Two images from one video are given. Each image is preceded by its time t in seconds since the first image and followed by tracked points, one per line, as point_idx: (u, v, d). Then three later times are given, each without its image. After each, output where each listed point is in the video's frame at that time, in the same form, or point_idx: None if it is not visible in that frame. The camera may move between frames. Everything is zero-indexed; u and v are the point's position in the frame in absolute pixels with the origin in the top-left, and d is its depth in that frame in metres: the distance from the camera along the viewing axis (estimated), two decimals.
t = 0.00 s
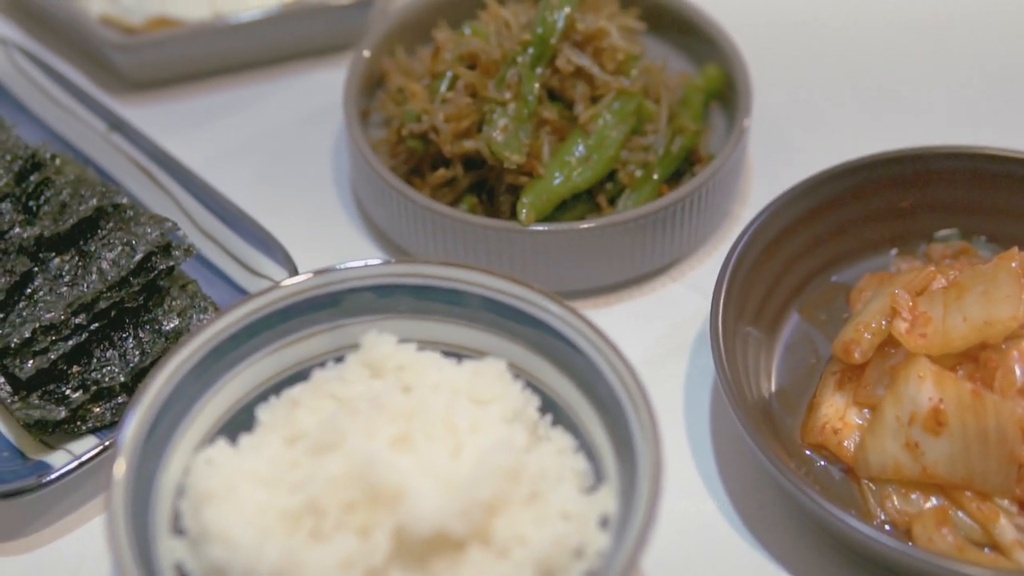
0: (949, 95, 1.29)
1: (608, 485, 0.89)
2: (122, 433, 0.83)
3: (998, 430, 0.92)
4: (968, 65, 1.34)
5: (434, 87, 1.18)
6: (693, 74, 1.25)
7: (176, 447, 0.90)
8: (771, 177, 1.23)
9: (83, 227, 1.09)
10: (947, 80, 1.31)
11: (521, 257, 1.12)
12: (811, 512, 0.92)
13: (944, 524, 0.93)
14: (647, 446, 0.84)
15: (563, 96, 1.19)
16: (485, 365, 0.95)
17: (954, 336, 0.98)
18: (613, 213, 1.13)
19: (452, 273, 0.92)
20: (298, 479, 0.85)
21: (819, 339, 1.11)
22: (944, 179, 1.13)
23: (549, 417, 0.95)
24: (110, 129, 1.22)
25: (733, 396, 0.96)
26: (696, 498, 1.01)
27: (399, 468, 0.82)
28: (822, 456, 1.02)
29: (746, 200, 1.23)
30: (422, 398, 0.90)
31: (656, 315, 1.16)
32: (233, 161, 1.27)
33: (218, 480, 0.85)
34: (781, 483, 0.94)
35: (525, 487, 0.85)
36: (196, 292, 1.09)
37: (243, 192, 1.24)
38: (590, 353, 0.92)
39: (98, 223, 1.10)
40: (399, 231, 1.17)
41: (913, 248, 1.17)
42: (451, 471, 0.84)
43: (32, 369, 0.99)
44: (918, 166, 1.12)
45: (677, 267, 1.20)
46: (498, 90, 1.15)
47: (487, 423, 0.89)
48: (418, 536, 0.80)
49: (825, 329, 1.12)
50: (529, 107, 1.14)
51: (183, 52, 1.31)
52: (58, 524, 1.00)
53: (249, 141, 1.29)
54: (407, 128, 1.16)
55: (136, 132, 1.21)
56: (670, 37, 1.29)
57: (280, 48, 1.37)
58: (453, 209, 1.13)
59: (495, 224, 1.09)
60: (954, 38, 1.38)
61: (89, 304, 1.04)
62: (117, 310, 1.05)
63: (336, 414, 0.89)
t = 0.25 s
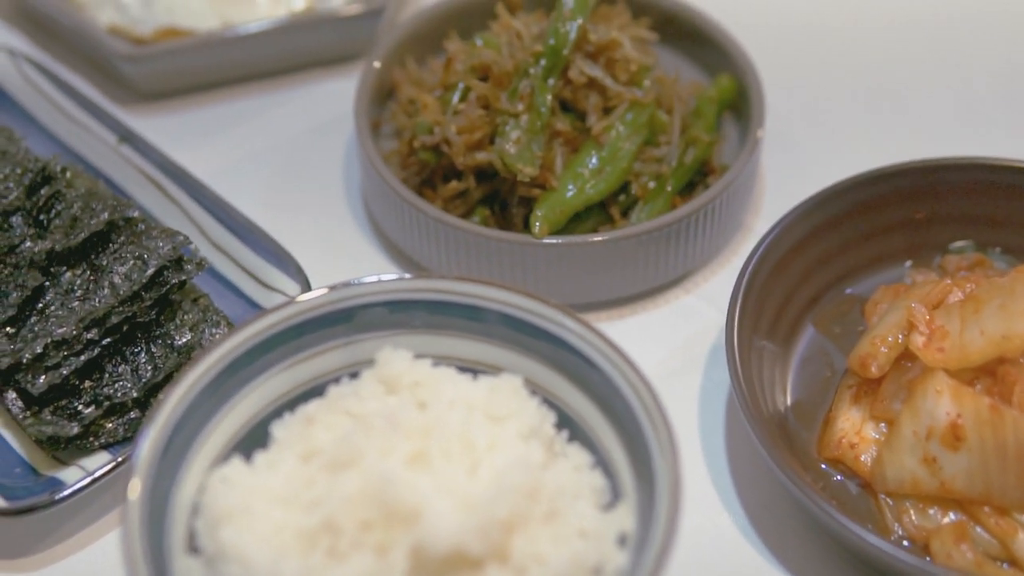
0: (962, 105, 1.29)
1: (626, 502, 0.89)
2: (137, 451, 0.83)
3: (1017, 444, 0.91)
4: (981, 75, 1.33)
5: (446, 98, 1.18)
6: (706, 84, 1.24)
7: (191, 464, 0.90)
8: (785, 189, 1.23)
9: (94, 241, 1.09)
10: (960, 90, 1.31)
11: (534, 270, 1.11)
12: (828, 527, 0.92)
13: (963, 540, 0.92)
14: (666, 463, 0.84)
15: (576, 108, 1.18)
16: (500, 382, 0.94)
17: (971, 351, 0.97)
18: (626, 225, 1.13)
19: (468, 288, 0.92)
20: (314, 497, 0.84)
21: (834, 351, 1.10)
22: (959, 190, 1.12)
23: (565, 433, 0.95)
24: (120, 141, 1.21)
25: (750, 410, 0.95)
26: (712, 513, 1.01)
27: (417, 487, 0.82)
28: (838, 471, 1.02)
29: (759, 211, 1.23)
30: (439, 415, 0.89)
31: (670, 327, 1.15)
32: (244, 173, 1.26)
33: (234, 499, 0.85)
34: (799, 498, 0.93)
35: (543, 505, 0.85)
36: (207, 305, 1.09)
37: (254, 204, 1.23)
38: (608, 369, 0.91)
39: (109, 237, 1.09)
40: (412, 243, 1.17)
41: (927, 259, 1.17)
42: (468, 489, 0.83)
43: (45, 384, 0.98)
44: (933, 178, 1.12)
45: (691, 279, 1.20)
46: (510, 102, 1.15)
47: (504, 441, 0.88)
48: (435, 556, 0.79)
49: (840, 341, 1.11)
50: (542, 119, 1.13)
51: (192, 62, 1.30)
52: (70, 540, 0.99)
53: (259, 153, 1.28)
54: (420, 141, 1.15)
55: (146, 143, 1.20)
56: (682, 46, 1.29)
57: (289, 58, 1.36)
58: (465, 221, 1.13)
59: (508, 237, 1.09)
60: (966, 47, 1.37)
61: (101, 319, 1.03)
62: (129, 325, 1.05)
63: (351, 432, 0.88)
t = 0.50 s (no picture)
0: (976, 112, 1.28)
1: (644, 515, 0.88)
2: (152, 464, 0.82)
3: None
4: (995, 80, 1.32)
5: (459, 106, 1.17)
6: (719, 91, 1.24)
7: (206, 476, 0.89)
8: (798, 197, 1.22)
9: (106, 250, 1.08)
10: (973, 96, 1.30)
11: (547, 278, 1.11)
12: (846, 538, 0.91)
13: (982, 551, 0.91)
14: (684, 475, 0.83)
15: (589, 115, 1.18)
16: (516, 393, 0.93)
17: (990, 360, 0.96)
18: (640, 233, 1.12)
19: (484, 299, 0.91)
20: (331, 510, 0.83)
21: (850, 360, 1.10)
22: (974, 198, 1.12)
23: (582, 444, 0.94)
24: (131, 149, 1.20)
25: (766, 420, 0.95)
26: (729, 523, 1.00)
27: (435, 500, 0.81)
28: (855, 481, 1.01)
29: (773, 219, 1.22)
30: (456, 427, 0.89)
31: (684, 335, 1.15)
32: (255, 181, 1.26)
33: (250, 512, 0.84)
34: (816, 509, 0.92)
35: (562, 518, 0.84)
36: (220, 315, 1.08)
37: (265, 212, 1.23)
38: (626, 380, 0.91)
39: (122, 246, 1.09)
40: (424, 251, 1.16)
41: (942, 268, 1.16)
42: (486, 501, 0.82)
43: (58, 395, 0.98)
44: (948, 186, 1.11)
45: (704, 287, 1.19)
46: (523, 110, 1.14)
47: (522, 452, 0.87)
48: (454, 570, 0.79)
49: (855, 350, 1.10)
50: (555, 127, 1.13)
51: (202, 69, 1.29)
52: (83, 552, 0.98)
53: (269, 160, 1.28)
54: (432, 149, 1.14)
55: (157, 151, 1.19)
56: (694, 53, 1.28)
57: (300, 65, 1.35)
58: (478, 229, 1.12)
59: (522, 246, 1.08)
60: (979, 53, 1.37)
61: (114, 329, 1.03)
62: (142, 335, 1.04)
63: (368, 444, 0.88)
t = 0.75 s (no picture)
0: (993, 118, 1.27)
1: (666, 530, 0.87)
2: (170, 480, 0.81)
3: None
4: (1011, 86, 1.32)
5: (474, 114, 1.17)
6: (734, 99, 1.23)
7: (224, 491, 0.88)
8: (815, 205, 1.22)
9: (120, 261, 1.07)
10: (990, 102, 1.30)
11: (564, 288, 1.10)
12: (867, 552, 0.90)
13: (1004, 564, 0.89)
14: (707, 488, 0.82)
15: (604, 123, 1.17)
16: (537, 407, 0.93)
17: (1012, 371, 0.95)
18: (657, 243, 1.12)
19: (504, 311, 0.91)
20: (352, 526, 0.83)
21: (869, 371, 1.09)
22: (992, 206, 1.11)
23: (602, 457, 0.94)
24: (144, 157, 1.19)
25: (787, 432, 0.94)
26: (749, 535, 0.98)
27: (457, 516, 0.80)
28: (875, 493, 1.00)
29: (790, 227, 1.21)
30: (476, 441, 0.88)
31: (701, 345, 1.14)
32: (268, 189, 1.25)
33: (270, 528, 0.84)
34: (838, 522, 0.92)
35: (584, 534, 0.84)
36: (235, 326, 1.07)
37: (279, 221, 1.22)
38: (647, 394, 0.90)
39: (136, 257, 1.08)
40: (439, 260, 1.16)
41: (960, 276, 1.15)
42: (509, 516, 0.82)
43: (73, 408, 0.97)
44: (966, 194, 1.10)
45: (720, 296, 1.19)
46: (539, 118, 1.13)
47: (543, 467, 0.87)
48: None
49: (874, 360, 1.10)
50: (571, 136, 1.12)
51: (214, 76, 1.28)
52: (100, 566, 0.98)
53: (282, 168, 1.27)
54: (448, 158, 1.13)
55: (170, 160, 1.18)
56: (709, 59, 1.28)
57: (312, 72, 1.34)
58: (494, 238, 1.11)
59: (538, 255, 1.07)
60: (995, 58, 1.36)
61: (129, 341, 1.02)
62: (157, 346, 1.03)
63: (389, 458, 0.87)
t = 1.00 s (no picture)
0: (1007, 125, 1.27)
1: (684, 544, 0.86)
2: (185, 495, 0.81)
3: None
4: None
5: (486, 123, 1.16)
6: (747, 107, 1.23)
7: (239, 506, 0.87)
8: (829, 214, 1.21)
9: (132, 272, 1.07)
10: (1004, 109, 1.29)
11: (577, 298, 1.09)
12: (884, 564, 0.89)
13: None
14: (725, 501, 0.81)
15: (617, 132, 1.17)
16: (553, 420, 0.92)
17: None
18: (670, 252, 1.11)
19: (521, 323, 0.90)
20: (368, 541, 0.82)
21: (885, 381, 1.08)
22: (1007, 215, 1.11)
23: (618, 470, 0.93)
24: (154, 166, 1.19)
25: (803, 444, 0.93)
26: (765, 548, 0.97)
27: (475, 530, 0.80)
28: (892, 505, 0.99)
29: (803, 236, 1.20)
30: (492, 456, 0.88)
31: (716, 355, 1.13)
32: (278, 198, 1.24)
33: (287, 543, 0.83)
34: (854, 533, 0.91)
35: (602, 548, 0.82)
36: (248, 337, 1.07)
37: (290, 229, 1.21)
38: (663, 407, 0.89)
39: (148, 267, 1.07)
40: (451, 270, 1.15)
41: (975, 286, 1.15)
42: (525, 532, 0.81)
43: (86, 421, 0.97)
44: (982, 203, 1.10)
45: (734, 306, 1.18)
46: (552, 127, 1.13)
47: (560, 481, 0.86)
48: None
49: (889, 370, 1.09)
50: (585, 145, 1.12)
51: (224, 84, 1.27)
52: None
53: (293, 176, 1.26)
54: (460, 167, 1.13)
55: (180, 169, 1.18)
56: (722, 67, 1.27)
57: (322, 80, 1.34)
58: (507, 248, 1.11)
59: (552, 265, 1.07)
60: (1008, 65, 1.35)
61: (142, 353, 1.02)
62: (169, 358, 1.03)
63: (404, 473, 0.86)
